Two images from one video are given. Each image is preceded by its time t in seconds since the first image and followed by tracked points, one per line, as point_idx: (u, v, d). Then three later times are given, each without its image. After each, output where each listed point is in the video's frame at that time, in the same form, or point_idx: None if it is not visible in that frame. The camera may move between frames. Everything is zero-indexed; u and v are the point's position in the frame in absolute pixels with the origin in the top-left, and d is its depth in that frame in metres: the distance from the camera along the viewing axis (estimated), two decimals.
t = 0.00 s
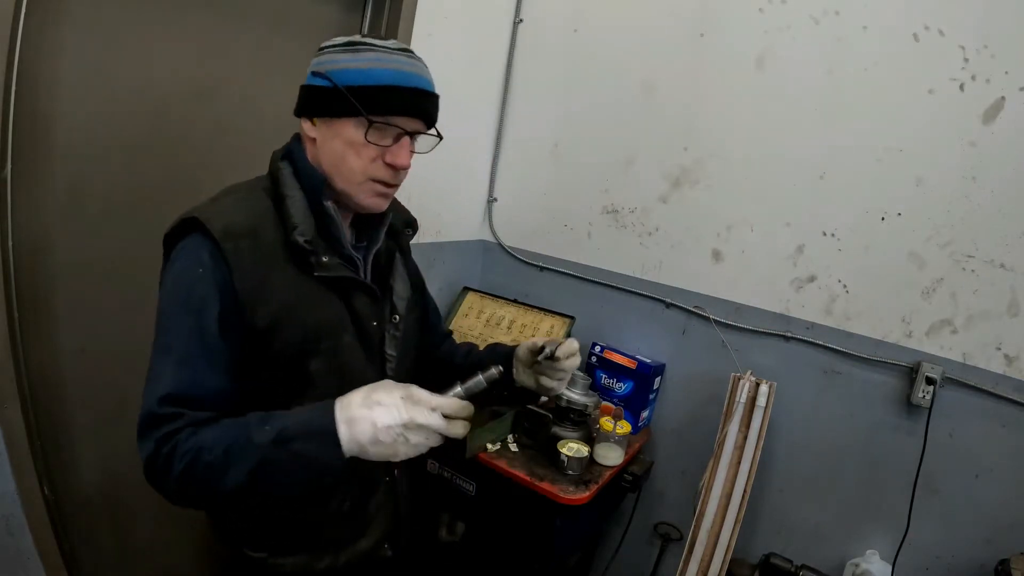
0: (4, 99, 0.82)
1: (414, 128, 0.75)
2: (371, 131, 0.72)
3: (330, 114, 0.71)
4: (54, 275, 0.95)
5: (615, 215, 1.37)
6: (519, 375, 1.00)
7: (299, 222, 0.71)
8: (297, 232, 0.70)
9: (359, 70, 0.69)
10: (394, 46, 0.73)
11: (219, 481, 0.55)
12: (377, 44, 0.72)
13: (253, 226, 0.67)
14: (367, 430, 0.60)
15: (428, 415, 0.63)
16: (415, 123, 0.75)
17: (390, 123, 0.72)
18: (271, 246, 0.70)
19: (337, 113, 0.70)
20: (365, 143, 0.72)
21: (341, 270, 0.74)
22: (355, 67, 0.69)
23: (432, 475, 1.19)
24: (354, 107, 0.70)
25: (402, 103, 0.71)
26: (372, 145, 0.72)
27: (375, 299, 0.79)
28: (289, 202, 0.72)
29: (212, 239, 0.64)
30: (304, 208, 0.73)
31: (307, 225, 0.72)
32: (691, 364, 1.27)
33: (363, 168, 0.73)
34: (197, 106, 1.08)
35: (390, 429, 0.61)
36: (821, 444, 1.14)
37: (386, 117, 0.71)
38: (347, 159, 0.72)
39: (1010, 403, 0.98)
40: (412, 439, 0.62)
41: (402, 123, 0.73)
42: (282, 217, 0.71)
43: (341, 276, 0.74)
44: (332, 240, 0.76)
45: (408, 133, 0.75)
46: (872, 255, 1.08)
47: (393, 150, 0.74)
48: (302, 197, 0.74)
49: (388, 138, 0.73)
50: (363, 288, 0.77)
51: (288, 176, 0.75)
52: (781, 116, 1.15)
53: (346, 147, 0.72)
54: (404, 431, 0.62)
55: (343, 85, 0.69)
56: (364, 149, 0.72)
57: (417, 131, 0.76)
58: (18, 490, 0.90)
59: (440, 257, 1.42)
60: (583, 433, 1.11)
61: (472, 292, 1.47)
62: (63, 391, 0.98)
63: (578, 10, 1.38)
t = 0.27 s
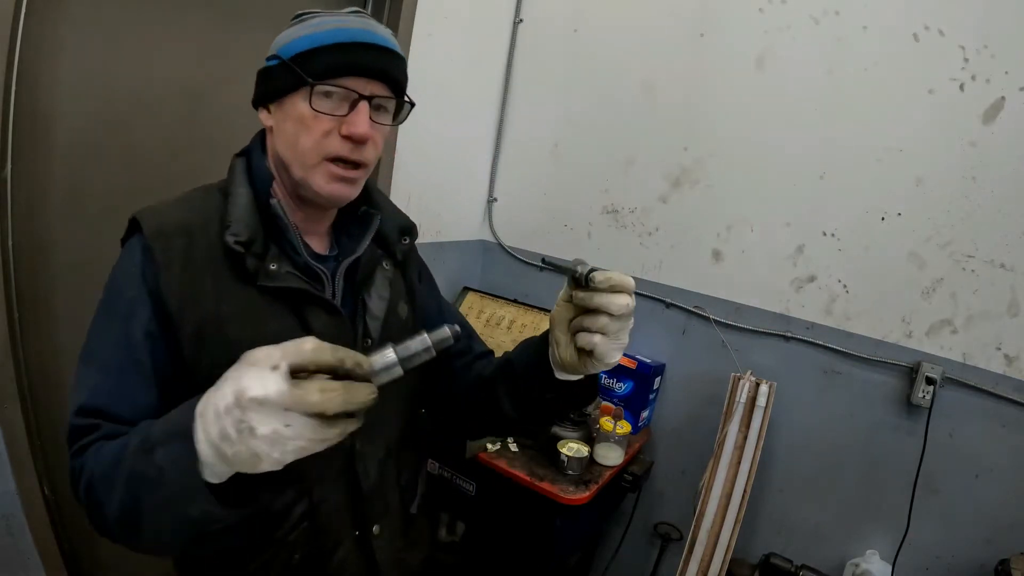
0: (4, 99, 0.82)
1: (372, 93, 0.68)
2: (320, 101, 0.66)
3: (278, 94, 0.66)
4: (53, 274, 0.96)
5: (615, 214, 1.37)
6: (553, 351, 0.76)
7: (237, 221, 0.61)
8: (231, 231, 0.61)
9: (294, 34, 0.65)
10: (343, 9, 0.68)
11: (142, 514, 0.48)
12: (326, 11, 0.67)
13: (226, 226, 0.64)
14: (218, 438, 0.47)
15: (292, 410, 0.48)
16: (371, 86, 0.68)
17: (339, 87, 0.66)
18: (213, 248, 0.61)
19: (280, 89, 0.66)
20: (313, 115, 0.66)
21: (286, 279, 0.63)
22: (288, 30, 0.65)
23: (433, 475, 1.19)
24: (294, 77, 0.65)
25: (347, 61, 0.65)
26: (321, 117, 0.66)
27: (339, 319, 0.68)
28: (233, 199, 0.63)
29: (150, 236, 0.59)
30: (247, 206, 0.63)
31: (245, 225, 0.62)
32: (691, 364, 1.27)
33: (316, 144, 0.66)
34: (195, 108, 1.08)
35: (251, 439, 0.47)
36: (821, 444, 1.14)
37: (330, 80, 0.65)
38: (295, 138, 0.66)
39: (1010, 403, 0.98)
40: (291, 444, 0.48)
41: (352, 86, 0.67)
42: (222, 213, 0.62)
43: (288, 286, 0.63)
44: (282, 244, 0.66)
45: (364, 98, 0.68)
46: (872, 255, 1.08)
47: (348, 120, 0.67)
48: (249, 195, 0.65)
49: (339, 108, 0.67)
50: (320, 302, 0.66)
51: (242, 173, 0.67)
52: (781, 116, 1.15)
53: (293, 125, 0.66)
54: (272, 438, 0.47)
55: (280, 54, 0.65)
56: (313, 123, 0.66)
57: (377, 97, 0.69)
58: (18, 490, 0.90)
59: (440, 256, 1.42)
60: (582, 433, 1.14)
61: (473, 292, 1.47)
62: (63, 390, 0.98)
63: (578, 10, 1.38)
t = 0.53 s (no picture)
0: (4, 99, 0.82)
1: (376, 73, 0.66)
2: (321, 85, 0.66)
3: (282, 82, 0.67)
4: (52, 274, 0.96)
5: (615, 214, 1.37)
6: (556, 399, 0.59)
7: (214, 222, 0.61)
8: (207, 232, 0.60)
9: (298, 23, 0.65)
10: None
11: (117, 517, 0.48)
12: None
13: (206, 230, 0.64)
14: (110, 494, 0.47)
15: (152, 487, 0.44)
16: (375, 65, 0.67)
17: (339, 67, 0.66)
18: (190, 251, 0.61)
19: (284, 74, 0.66)
20: (313, 99, 0.66)
21: (259, 285, 0.61)
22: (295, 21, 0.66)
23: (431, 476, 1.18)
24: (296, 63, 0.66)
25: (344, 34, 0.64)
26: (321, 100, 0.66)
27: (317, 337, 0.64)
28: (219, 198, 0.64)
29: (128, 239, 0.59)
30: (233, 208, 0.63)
31: (222, 224, 0.61)
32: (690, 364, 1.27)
33: (315, 129, 0.65)
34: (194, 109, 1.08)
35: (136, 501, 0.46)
36: (822, 446, 1.13)
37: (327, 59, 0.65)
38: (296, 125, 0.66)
39: (1010, 403, 0.99)
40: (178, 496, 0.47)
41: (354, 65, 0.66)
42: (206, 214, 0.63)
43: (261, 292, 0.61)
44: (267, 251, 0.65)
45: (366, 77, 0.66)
46: (872, 255, 1.08)
47: (349, 101, 0.66)
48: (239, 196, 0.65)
49: (341, 91, 0.66)
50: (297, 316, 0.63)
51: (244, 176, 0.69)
52: (781, 116, 1.15)
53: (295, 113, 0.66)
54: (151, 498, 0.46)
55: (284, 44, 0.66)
56: (312, 106, 0.65)
57: (383, 78, 0.68)
58: (18, 491, 0.90)
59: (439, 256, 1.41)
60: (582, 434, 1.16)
61: (472, 291, 1.47)
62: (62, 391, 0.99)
63: (578, 10, 1.38)
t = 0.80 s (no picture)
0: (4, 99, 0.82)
1: (421, 71, 0.72)
2: (370, 81, 0.72)
3: (330, 79, 0.73)
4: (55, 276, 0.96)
5: (615, 214, 1.37)
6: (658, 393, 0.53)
7: (239, 219, 0.68)
8: (230, 228, 0.67)
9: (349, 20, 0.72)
10: None
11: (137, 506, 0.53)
12: None
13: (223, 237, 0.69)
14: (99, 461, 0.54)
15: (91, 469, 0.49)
16: (422, 58, 0.72)
17: (387, 61, 0.71)
18: (215, 249, 0.68)
19: (330, 68, 0.73)
20: (362, 94, 0.71)
21: (278, 287, 0.67)
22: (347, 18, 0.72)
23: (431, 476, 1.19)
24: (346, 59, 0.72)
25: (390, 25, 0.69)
26: (370, 95, 0.71)
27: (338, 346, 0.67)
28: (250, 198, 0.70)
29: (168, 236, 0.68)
30: (261, 210, 0.70)
31: (246, 221, 0.68)
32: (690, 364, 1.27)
33: (358, 125, 0.70)
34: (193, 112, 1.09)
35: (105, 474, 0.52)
36: (823, 446, 1.12)
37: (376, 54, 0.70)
38: (345, 119, 0.71)
39: (1010, 403, 0.99)
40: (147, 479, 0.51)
41: (401, 59, 0.71)
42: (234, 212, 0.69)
43: (280, 295, 0.66)
44: (293, 255, 0.70)
45: (413, 71, 0.71)
46: (872, 255, 1.07)
47: (396, 96, 0.70)
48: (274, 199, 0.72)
49: (389, 86, 0.71)
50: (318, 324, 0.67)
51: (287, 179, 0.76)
52: (781, 116, 1.15)
53: (345, 108, 0.71)
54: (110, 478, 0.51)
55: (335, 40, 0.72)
56: (361, 101, 0.71)
57: (430, 72, 0.72)
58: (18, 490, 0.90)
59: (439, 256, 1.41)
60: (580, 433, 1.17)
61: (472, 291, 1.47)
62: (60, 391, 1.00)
63: (577, 10, 1.38)
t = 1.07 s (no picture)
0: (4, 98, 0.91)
1: (465, 78, 0.75)
2: (417, 89, 0.76)
3: (376, 85, 0.77)
4: (54, 270, 1.05)
5: (615, 215, 1.37)
6: (661, 528, 0.52)
7: (279, 228, 0.71)
8: (270, 236, 0.71)
9: (396, 26, 0.75)
10: None
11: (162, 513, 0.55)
12: None
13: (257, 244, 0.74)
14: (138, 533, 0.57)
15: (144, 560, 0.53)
16: (468, 65, 0.75)
17: (433, 69, 0.74)
18: (254, 255, 0.73)
19: (370, 72, 0.77)
20: (408, 102, 0.75)
21: (320, 295, 0.71)
22: (394, 24, 0.76)
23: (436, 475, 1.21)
24: (392, 66, 0.75)
25: (437, 31, 0.73)
26: (416, 102, 0.75)
27: (378, 357, 0.72)
28: (290, 204, 0.74)
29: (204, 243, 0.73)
30: (300, 218, 0.74)
31: (285, 228, 0.72)
32: (689, 364, 1.28)
33: (402, 132, 0.74)
34: (192, 113, 1.18)
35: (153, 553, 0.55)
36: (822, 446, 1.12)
37: (423, 62, 0.74)
38: (391, 126, 0.75)
39: (1010, 403, 0.98)
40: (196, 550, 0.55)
41: (447, 67, 0.75)
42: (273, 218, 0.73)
43: (323, 303, 0.70)
44: (332, 264, 0.74)
45: (458, 79, 0.75)
46: (872, 255, 1.08)
47: (441, 103, 0.74)
48: (313, 204, 0.76)
49: (435, 94, 0.75)
50: (359, 332, 0.72)
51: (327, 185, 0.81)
52: (780, 116, 1.15)
53: (391, 115, 0.75)
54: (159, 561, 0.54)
55: (382, 45, 0.76)
56: (407, 109, 0.75)
57: (474, 79, 0.76)
58: (18, 489, 0.96)
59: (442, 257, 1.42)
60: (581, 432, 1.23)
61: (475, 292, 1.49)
62: (60, 386, 1.08)
63: (578, 10, 1.39)
